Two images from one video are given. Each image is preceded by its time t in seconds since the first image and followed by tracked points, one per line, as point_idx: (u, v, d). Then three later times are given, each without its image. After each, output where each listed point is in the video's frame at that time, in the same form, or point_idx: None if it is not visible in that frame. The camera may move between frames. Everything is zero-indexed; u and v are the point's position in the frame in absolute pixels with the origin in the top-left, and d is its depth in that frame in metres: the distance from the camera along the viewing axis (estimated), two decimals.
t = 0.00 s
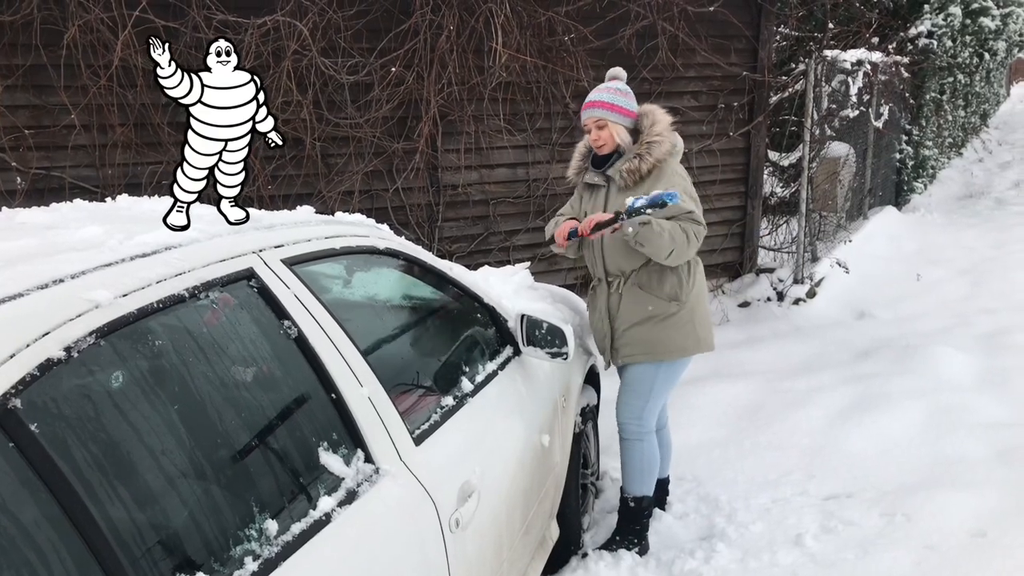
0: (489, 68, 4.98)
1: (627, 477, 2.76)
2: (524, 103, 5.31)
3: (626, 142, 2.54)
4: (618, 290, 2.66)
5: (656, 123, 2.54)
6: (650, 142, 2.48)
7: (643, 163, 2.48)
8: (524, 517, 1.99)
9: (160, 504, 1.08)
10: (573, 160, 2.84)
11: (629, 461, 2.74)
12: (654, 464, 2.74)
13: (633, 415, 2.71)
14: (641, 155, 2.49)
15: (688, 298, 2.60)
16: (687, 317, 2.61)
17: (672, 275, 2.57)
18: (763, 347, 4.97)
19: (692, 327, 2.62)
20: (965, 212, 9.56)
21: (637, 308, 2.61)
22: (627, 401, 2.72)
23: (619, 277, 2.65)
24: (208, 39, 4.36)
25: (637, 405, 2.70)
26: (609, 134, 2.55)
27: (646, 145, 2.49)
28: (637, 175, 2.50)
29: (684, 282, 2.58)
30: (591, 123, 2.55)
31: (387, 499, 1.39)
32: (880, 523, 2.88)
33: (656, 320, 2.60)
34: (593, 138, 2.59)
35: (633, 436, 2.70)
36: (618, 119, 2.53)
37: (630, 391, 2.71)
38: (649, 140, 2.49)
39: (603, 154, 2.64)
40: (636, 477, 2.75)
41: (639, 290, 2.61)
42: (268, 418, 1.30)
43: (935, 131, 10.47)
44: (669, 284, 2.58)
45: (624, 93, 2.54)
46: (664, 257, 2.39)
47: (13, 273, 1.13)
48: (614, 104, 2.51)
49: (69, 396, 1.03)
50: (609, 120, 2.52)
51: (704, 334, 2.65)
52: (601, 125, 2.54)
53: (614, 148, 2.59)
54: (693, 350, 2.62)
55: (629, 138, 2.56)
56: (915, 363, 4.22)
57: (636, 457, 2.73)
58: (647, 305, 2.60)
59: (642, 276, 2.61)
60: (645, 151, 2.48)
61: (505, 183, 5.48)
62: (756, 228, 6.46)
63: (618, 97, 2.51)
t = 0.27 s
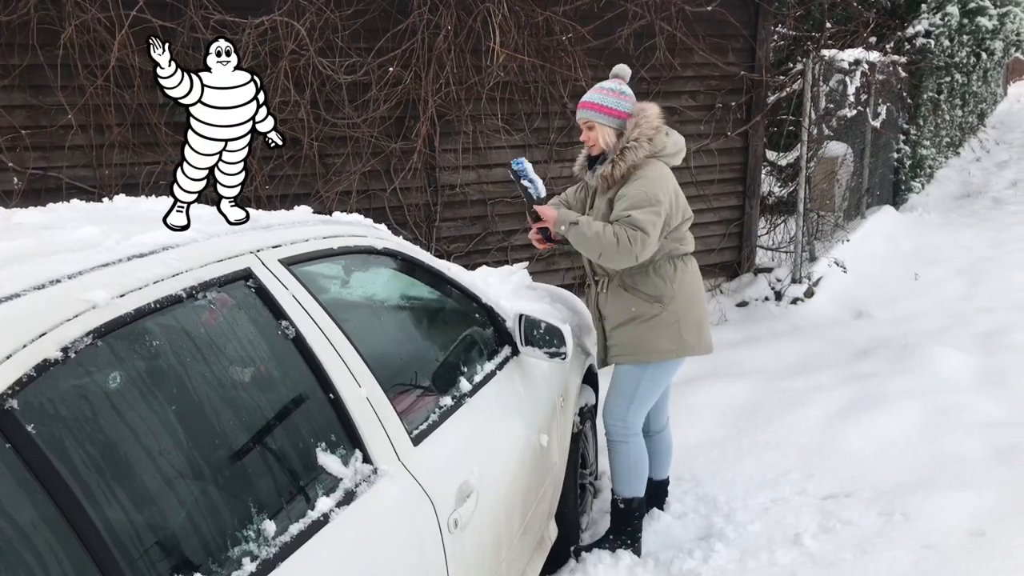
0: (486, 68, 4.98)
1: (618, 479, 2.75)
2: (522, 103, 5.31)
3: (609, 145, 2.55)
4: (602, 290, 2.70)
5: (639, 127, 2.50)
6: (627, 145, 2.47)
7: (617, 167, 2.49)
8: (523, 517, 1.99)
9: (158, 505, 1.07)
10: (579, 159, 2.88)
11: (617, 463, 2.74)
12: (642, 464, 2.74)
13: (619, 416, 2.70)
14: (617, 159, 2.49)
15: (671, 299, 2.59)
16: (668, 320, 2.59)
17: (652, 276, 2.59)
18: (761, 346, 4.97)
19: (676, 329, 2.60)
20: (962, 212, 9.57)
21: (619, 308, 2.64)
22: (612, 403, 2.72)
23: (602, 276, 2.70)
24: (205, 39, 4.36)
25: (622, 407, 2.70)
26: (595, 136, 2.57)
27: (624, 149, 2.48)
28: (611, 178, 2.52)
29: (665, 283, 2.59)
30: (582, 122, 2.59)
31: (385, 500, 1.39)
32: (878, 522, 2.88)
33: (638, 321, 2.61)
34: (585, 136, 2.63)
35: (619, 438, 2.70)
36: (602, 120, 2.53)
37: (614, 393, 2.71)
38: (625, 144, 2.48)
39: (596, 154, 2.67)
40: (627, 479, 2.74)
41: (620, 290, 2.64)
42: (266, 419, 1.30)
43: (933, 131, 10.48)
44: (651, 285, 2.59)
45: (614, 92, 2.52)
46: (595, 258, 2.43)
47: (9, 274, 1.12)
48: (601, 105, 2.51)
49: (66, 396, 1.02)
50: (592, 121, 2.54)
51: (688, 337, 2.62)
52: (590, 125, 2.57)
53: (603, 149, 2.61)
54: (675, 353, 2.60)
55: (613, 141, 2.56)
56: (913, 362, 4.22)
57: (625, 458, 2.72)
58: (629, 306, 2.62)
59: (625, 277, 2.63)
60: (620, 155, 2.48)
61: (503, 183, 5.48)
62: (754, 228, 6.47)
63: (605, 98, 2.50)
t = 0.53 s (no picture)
0: (483, 67, 4.98)
1: (610, 484, 2.73)
2: (520, 101, 5.30)
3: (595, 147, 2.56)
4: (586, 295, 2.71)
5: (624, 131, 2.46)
6: (610, 152, 2.43)
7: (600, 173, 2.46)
8: (521, 516, 1.99)
9: (154, 506, 1.07)
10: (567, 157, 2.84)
11: (609, 468, 2.73)
12: (634, 468, 2.72)
13: (609, 421, 2.70)
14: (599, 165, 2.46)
15: (651, 304, 2.57)
16: (651, 325, 2.57)
17: (633, 281, 2.58)
18: (760, 344, 4.97)
19: (659, 332, 2.58)
20: (960, 210, 9.58)
21: (600, 314, 2.65)
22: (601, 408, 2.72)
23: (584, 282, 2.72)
24: (202, 37, 4.35)
25: (610, 412, 2.70)
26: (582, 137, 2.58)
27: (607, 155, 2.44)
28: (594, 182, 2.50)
29: (645, 288, 2.57)
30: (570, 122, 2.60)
31: (382, 499, 1.38)
32: (876, 520, 2.88)
33: (620, 326, 2.61)
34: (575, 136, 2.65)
35: (609, 443, 2.69)
36: (586, 123, 2.53)
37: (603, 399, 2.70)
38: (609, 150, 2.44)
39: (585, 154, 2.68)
40: (619, 484, 2.72)
41: (602, 296, 2.65)
42: (263, 418, 1.30)
43: (931, 129, 10.49)
44: (631, 289, 2.58)
45: (598, 93, 2.48)
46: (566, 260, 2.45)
47: (5, 273, 1.12)
48: (584, 107, 2.50)
49: (61, 397, 1.02)
50: (577, 123, 2.55)
51: (673, 342, 2.59)
52: (576, 127, 2.58)
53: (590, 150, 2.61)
54: (659, 357, 2.59)
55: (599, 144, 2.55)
56: (910, 360, 4.22)
57: (613, 464, 2.72)
58: (612, 311, 2.62)
59: (607, 283, 2.63)
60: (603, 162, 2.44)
61: (501, 182, 5.47)
62: (752, 226, 6.47)
63: (589, 101, 2.49)
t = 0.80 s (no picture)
0: (481, 66, 4.98)
1: (609, 488, 2.73)
2: (518, 101, 5.30)
3: (576, 160, 2.51)
4: (580, 309, 2.65)
5: (612, 140, 2.47)
6: (603, 163, 2.43)
7: (594, 185, 2.44)
8: (520, 516, 1.99)
9: (152, 507, 1.07)
10: (531, 167, 2.76)
11: (608, 473, 2.72)
12: (634, 473, 2.72)
13: (611, 427, 2.69)
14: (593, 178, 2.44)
15: (652, 312, 2.58)
16: (653, 332, 2.59)
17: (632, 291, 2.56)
18: (758, 343, 4.98)
19: (660, 338, 2.60)
20: (957, 209, 9.59)
21: (599, 327, 2.60)
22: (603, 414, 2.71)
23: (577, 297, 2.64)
24: (199, 37, 4.34)
25: (613, 420, 2.69)
26: (559, 151, 2.53)
27: (600, 166, 2.43)
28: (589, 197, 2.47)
29: (644, 296, 2.57)
30: (544, 136, 2.54)
31: (380, 499, 1.38)
32: (874, 520, 2.89)
33: (622, 337, 2.60)
34: (548, 148, 2.59)
35: (611, 449, 2.69)
36: (564, 135, 2.48)
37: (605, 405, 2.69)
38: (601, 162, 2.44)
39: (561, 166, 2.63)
40: (619, 489, 2.72)
41: (599, 308, 2.61)
42: (261, 419, 1.29)
43: (928, 128, 10.50)
44: (630, 299, 2.57)
45: (575, 104, 2.45)
46: (612, 287, 2.38)
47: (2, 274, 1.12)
48: (560, 120, 2.46)
49: (59, 398, 1.02)
50: (554, 137, 2.50)
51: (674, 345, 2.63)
52: (552, 140, 2.53)
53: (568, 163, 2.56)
54: (663, 363, 2.62)
55: (580, 156, 2.51)
56: (908, 360, 4.23)
57: (614, 471, 2.71)
58: (612, 323, 2.59)
59: (604, 295, 2.59)
60: (597, 173, 2.43)
61: (499, 182, 5.48)
62: (750, 225, 6.48)
63: (565, 112, 2.45)
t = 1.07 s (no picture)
0: (482, 66, 4.98)
1: (618, 491, 2.73)
2: (519, 101, 5.29)
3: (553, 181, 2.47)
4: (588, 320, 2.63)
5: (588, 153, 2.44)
6: (588, 178, 2.40)
7: (585, 202, 2.42)
8: (522, 517, 1.99)
9: (154, 509, 1.07)
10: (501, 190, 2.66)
11: (619, 476, 2.72)
12: (644, 478, 2.73)
13: (625, 431, 2.68)
14: (581, 197, 2.41)
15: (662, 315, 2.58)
16: (664, 333, 2.60)
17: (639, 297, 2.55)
18: (760, 343, 4.97)
19: (671, 340, 2.61)
20: (959, 208, 9.58)
21: (611, 336, 2.60)
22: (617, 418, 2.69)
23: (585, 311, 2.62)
24: (200, 38, 4.34)
25: (628, 424, 2.68)
26: (533, 174, 2.47)
27: (586, 184, 2.40)
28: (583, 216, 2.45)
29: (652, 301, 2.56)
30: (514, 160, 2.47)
31: (383, 500, 1.38)
32: (876, 519, 2.88)
33: (635, 342, 2.60)
34: (517, 171, 2.52)
35: (625, 452, 2.68)
36: (536, 157, 2.42)
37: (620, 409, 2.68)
38: (584, 179, 2.41)
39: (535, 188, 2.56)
40: (628, 492, 2.72)
41: (608, 317, 2.60)
42: (263, 420, 1.29)
43: (929, 127, 10.49)
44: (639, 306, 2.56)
45: (543, 124, 2.39)
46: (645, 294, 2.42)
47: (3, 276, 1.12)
48: (531, 142, 2.39)
49: (61, 400, 1.02)
50: (527, 160, 2.43)
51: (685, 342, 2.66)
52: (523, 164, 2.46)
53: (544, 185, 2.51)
54: (677, 362, 2.63)
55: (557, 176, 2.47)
56: (909, 359, 4.23)
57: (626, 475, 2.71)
58: (623, 331, 2.58)
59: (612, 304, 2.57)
60: (585, 191, 2.40)
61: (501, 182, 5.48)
62: (751, 225, 6.47)
63: (534, 133, 2.38)
